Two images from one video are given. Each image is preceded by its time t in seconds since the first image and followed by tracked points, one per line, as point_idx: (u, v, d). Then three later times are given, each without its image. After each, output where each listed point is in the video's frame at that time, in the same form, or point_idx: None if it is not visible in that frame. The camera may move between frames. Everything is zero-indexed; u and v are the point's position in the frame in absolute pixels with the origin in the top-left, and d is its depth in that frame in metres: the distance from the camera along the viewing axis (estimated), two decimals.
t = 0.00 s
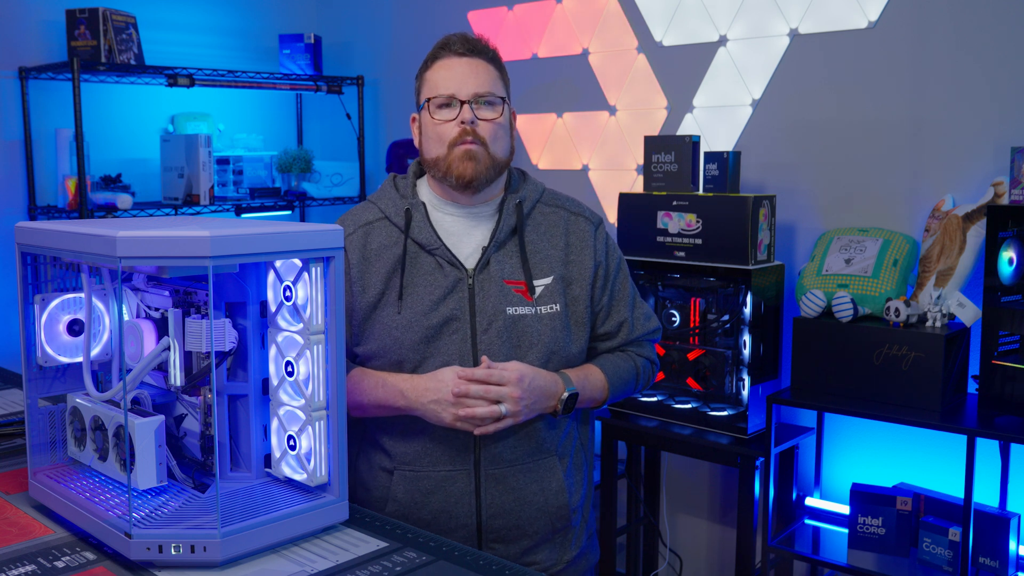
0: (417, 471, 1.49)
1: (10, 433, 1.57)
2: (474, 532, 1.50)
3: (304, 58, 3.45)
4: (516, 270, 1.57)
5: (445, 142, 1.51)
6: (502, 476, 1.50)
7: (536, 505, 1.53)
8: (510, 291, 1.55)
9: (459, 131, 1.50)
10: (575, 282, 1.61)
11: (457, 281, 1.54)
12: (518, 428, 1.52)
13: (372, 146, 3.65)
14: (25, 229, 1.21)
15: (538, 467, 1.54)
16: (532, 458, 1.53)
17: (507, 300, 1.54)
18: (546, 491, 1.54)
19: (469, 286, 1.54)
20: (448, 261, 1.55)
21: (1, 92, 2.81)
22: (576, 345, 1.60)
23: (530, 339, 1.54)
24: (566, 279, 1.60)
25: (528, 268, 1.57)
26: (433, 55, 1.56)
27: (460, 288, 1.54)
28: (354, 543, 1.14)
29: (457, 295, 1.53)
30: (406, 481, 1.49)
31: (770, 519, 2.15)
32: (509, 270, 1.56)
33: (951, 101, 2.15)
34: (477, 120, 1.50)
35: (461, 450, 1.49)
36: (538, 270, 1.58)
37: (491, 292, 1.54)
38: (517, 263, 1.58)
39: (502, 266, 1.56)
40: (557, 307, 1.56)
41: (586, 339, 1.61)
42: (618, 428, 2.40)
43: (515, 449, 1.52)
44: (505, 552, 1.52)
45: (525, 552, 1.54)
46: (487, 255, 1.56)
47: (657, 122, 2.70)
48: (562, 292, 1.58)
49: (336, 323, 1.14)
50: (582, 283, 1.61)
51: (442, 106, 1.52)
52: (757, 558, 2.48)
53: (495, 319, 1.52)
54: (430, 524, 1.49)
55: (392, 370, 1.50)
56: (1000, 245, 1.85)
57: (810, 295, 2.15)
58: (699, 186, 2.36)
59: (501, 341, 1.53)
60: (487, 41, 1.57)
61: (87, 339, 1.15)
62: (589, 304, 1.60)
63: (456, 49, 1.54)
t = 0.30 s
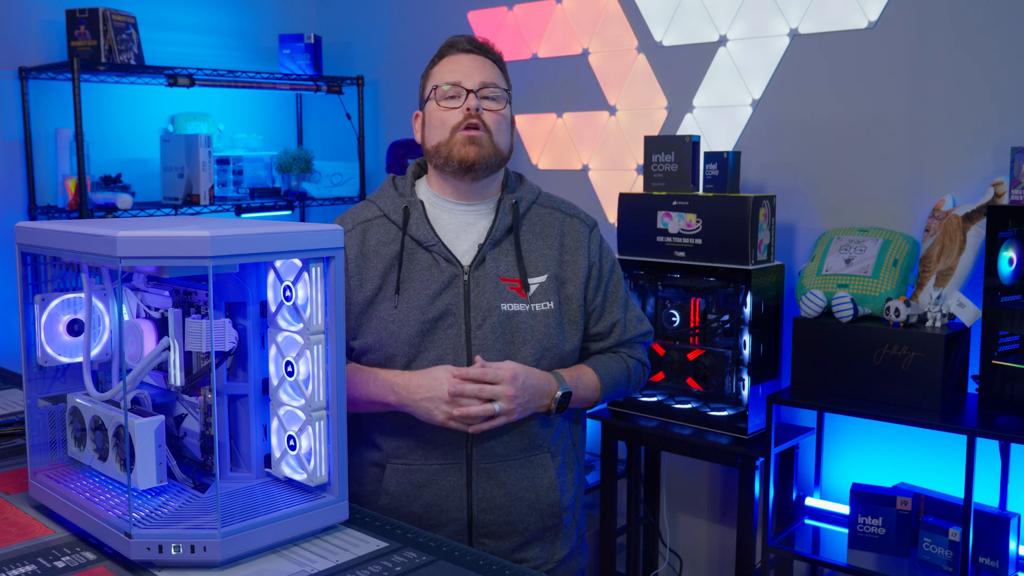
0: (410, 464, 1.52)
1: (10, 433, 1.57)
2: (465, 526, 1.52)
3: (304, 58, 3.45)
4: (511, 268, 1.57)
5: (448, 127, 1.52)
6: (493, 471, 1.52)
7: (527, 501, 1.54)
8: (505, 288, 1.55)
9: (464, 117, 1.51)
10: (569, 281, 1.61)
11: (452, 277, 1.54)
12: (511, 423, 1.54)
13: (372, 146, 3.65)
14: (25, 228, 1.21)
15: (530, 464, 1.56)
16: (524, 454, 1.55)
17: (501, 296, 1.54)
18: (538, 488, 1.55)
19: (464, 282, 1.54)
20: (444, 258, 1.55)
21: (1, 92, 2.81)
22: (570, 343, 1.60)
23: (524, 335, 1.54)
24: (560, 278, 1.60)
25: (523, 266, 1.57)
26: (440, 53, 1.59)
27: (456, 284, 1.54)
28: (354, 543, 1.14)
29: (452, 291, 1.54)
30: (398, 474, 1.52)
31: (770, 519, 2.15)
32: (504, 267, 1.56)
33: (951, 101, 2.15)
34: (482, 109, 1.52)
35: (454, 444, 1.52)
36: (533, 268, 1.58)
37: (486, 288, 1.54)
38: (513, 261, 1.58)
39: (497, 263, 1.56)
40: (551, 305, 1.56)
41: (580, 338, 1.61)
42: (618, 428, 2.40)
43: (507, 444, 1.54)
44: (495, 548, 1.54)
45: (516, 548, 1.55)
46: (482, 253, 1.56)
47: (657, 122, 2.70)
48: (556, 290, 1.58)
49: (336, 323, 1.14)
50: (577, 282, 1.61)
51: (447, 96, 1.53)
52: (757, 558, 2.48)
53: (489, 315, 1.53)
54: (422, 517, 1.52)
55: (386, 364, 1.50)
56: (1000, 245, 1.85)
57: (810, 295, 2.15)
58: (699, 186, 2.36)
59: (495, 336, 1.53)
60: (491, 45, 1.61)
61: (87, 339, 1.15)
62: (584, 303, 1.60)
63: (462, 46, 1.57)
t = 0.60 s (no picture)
0: (406, 454, 1.55)
1: (10, 433, 1.57)
2: (461, 516, 1.55)
3: (304, 58, 3.45)
4: (505, 261, 1.62)
5: (450, 137, 1.57)
6: (489, 460, 1.56)
7: (523, 491, 1.58)
8: (500, 280, 1.60)
9: (466, 129, 1.56)
10: (562, 274, 1.66)
11: (448, 270, 1.59)
12: (508, 414, 1.59)
13: (372, 146, 3.65)
14: (25, 228, 1.21)
15: (526, 454, 1.59)
16: (519, 445, 1.59)
17: (496, 288, 1.59)
18: (533, 478, 1.59)
19: (460, 274, 1.58)
20: (440, 252, 1.59)
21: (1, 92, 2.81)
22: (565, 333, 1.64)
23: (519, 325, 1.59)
24: (553, 271, 1.66)
25: (517, 259, 1.62)
26: (437, 56, 1.63)
27: (452, 276, 1.59)
28: (354, 543, 1.14)
29: (448, 282, 1.59)
30: (395, 465, 1.55)
31: (770, 519, 2.15)
32: (498, 260, 1.61)
33: (951, 101, 2.15)
34: (483, 119, 1.58)
35: (450, 434, 1.55)
36: (526, 261, 1.63)
37: (481, 280, 1.59)
38: (507, 254, 1.63)
39: (491, 256, 1.61)
40: (544, 296, 1.61)
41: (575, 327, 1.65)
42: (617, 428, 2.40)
43: (503, 434, 1.58)
44: (491, 539, 1.57)
45: (511, 540, 1.58)
46: (477, 246, 1.60)
47: (657, 122, 2.70)
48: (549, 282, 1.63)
49: (336, 322, 1.14)
50: (569, 275, 1.66)
51: (449, 104, 1.58)
52: (757, 558, 2.48)
53: (485, 305, 1.58)
54: (419, 508, 1.55)
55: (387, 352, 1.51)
56: (1000, 245, 1.85)
57: (810, 295, 2.15)
58: (699, 186, 2.36)
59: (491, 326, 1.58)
60: (487, 49, 1.66)
61: (87, 339, 1.15)
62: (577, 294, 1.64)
63: (461, 53, 1.61)
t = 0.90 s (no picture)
0: (404, 452, 1.56)
1: (10, 433, 1.57)
2: (459, 513, 1.56)
3: (304, 58, 3.45)
4: (500, 260, 1.63)
5: (446, 146, 1.57)
6: (486, 457, 1.56)
7: (520, 488, 1.58)
8: (495, 279, 1.60)
9: (461, 135, 1.57)
10: (559, 271, 1.66)
11: (443, 269, 1.60)
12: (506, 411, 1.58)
13: (372, 146, 3.65)
14: (25, 228, 1.21)
15: (523, 450, 1.59)
16: (516, 442, 1.59)
17: (491, 286, 1.60)
18: (530, 475, 1.59)
19: (455, 273, 1.59)
20: (435, 252, 1.61)
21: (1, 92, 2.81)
22: (565, 330, 1.63)
23: (516, 322, 1.59)
24: (551, 269, 1.65)
25: (512, 258, 1.63)
26: (426, 61, 1.63)
27: (447, 275, 1.60)
28: (354, 543, 1.14)
29: (443, 281, 1.59)
30: (393, 463, 1.56)
31: (770, 519, 2.15)
32: (493, 260, 1.62)
33: (951, 101, 2.15)
34: (477, 125, 1.59)
35: (447, 432, 1.55)
36: (522, 260, 1.64)
37: (477, 279, 1.59)
38: (502, 254, 1.64)
39: (486, 255, 1.62)
40: (540, 294, 1.62)
41: (574, 324, 1.64)
42: (617, 428, 2.40)
43: (499, 431, 1.58)
44: (489, 536, 1.57)
45: (510, 537, 1.59)
46: (471, 246, 1.62)
47: (657, 122, 2.70)
48: (546, 280, 1.63)
49: (336, 323, 1.14)
50: (568, 272, 1.65)
51: (442, 111, 1.59)
52: (757, 558, 2.48)
53: (480, 304, 1.58)
54: (417, 505, 1.56)
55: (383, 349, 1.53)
56: (1000, 245, 1.85)
57: (810, 295, 2.15)
58: (699, 186, 2.36)
59: (486, 325, 1.58)
60: (474, 49, 1.66)
61: (87, 339, 1.15)
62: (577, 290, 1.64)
63: (450, 57, 1.61)
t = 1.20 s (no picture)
0: (404, 452, 1.55)
1: (10, 432, 1.57)
2: (459, 513, 1.56)
3: (304, 58, 3.45)
4: (499, 261, 1.63)
5: (443, 151, 1.58)
6: (486, 457, 1.56)
7: (520, 487, 1.58)
8: (494, 279, 1.60)
9: (459, 142, 1.57)
10: (556, 272, 1.66)
11: (442, 270, 1.60)
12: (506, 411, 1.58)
13: (372, 146, 3.65)
14: (25, 228, 1.21)
15: (522, 450, 1.59)
16: (515, 441, 1.59)
17: (490, 287, 1.60)
18: (530, 474, 1.59)
19: (453, 274, 1.59)
20: (434, 252, 1.61)
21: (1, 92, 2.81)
22: (563, 330, 1.64)
23: (515, 323, 1.59)
24: (548, 269, 1.66)
25: (510, 259, 1.63)
26: (425, 64, 1.63)
27: (445, 276, 1.60)
28: (354, 543, 1.14)
29: (442, 282, 1.59)
30: (393, 463, 1.55)
31: (770, 519, 2.15)
32: (491, 260, 1.62)
33: (951, 101, 2.15)
34: (475, 131, 1.58)
35: (447, 432, 1.55)
36: (520, 261, 1.64)
37: (476, 279, 1.60)
38: (500, 254, 1.64)
39: (485, 256, 1.62)
40: (538, 294, 1.62)
41: (572, 325, 1.65)
42: (617, 428, 2.40)
43: (499, 431, 1.58)
44: (489, 536, 1.57)
45: (509, 536, 1.59)
46: (470, 246, 1.62)
47: (657, 122, 2.70)
48: (544, 280, 1.64)
49: (336, 323, 1.14)
50: (565, 273, 1.66)
51: (439, 117, 1.59)
52: (757, 558, 2.48)
53: (479, 304, 1.58)
54: (417, 505, 1.56)
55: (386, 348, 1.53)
56: (1000, 245, 1.85)
57: (810, 295, 2.15)
58: (699, 186, 2.36)
59: (485, 325, 1.58)
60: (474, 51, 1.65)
61: (87, 339, 1.15)
62: (575, 290, 1.64)
63: (449, 61, 1.61)
